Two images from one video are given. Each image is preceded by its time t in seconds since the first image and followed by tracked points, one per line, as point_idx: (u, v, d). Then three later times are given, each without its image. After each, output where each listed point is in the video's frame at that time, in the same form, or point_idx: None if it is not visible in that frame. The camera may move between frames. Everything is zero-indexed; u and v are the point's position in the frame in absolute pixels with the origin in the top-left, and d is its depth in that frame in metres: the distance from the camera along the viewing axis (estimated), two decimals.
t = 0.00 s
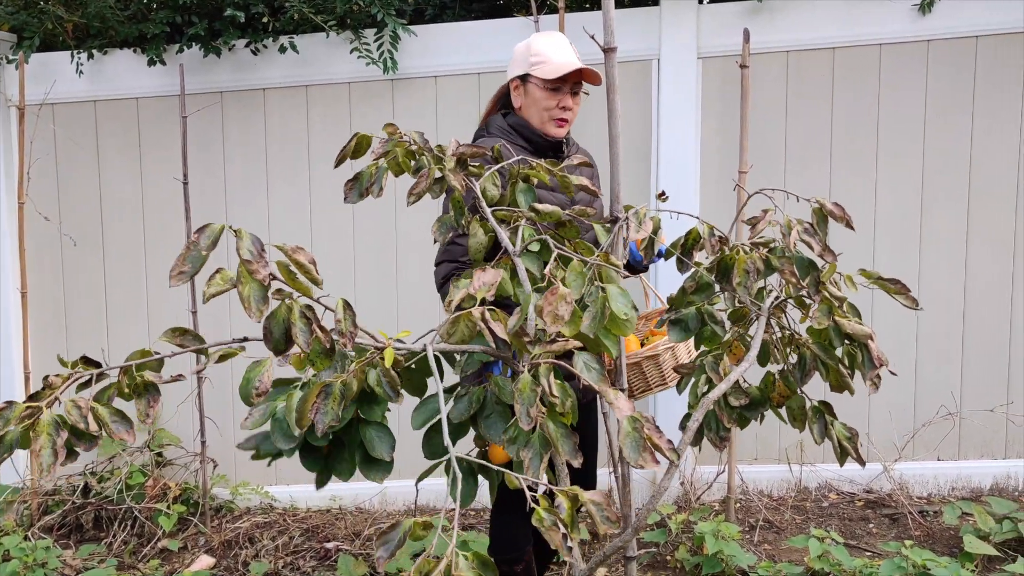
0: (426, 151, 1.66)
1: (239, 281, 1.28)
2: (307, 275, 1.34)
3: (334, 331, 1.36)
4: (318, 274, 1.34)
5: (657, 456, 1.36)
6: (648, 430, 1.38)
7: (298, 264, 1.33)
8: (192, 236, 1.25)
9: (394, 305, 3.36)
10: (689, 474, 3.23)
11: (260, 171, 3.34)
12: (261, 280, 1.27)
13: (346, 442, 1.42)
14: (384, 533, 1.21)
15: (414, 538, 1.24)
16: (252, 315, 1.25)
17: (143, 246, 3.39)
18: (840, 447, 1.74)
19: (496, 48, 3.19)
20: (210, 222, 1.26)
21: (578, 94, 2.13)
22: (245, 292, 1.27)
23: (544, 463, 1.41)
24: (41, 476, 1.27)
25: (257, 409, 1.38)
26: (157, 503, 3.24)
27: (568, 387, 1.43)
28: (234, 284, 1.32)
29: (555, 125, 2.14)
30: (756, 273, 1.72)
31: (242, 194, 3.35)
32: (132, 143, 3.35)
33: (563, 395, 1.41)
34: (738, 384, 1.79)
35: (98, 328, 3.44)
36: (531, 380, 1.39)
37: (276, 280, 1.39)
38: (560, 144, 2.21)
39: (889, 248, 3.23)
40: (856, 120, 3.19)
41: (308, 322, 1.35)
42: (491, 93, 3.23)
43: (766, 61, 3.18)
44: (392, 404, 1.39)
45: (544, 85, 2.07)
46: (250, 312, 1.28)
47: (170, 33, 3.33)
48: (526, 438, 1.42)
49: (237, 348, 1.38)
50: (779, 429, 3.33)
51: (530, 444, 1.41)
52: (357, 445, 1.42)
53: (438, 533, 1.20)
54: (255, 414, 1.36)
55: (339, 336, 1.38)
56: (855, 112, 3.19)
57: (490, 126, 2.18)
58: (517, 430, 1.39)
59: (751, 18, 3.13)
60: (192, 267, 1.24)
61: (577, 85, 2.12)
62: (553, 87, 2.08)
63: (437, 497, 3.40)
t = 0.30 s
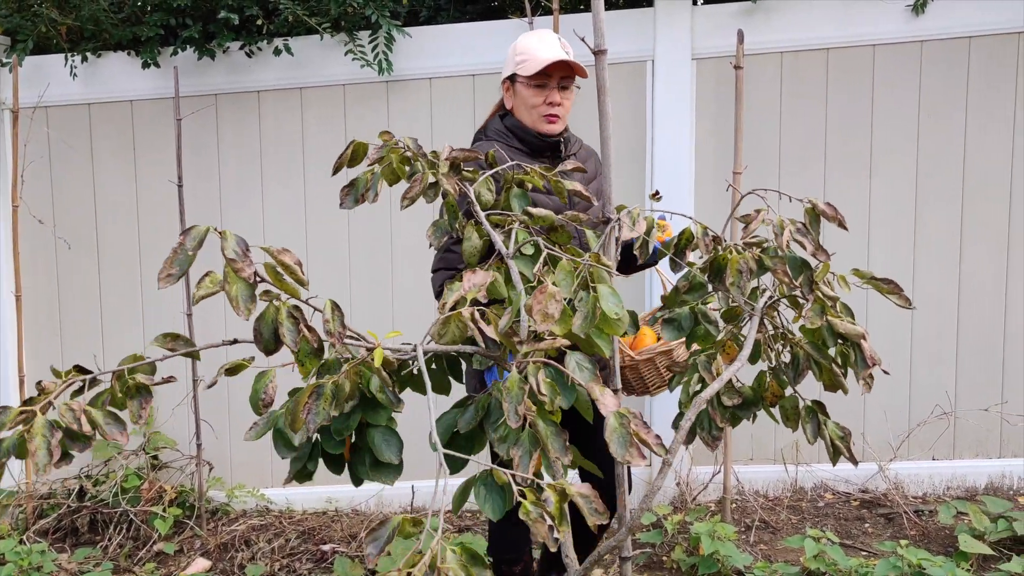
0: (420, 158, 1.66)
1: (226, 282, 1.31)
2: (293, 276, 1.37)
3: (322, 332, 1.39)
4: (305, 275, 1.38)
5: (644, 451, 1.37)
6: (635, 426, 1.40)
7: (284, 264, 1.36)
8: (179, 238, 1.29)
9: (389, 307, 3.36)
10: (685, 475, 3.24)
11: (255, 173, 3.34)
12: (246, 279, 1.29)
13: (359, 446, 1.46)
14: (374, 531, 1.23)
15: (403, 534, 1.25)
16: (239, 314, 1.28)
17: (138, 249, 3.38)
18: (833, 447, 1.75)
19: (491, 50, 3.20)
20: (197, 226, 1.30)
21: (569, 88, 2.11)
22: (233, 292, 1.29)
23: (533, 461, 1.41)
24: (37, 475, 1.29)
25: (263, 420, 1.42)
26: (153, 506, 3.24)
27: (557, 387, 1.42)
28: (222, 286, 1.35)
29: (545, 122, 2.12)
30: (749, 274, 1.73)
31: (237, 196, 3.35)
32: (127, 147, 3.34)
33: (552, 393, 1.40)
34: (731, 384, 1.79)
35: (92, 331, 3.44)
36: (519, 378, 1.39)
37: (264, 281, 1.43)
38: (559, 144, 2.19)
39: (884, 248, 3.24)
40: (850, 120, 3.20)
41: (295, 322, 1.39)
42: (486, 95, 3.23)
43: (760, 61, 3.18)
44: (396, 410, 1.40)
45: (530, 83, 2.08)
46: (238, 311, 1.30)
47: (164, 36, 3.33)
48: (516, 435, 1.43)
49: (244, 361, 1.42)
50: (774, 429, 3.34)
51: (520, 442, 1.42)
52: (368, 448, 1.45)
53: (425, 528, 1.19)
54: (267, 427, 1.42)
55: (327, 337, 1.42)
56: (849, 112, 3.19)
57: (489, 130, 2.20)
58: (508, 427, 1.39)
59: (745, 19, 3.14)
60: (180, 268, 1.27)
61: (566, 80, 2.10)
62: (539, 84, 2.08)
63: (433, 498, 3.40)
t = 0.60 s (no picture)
0: (413, 159, 1.63)
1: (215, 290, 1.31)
2: (287, 282, 1.37)
3: (314, 336, 1.40)
4: (297, 281, 1.38)
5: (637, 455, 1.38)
6: (627, 431, 1.40)
7: (277, 270, 1.37)
8: (168, 245, 1.29)
9: (383, 309, 3.36)
10: (679, 477, 3.24)
11: (248, 175, 3.33)
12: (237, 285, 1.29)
13: (344, 441, 1.50)
14: (369, 535, 1.24)
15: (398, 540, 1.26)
16: (229, 322, 1.28)
17: (130, 251, 3.37)
18: (833, 448, 1.75)
19: (485, 52, 3.20)
20: (187, 232, 1.31)
21: (576, 89, 2.12)
22: (223, 300, 1.30)
23: (526, 464, 1.42)
24: (40, 491, 1.30)
25: (250, 413, 1.43)
26: (145, 509, 3.22)
27: (551, 389, 1.42)
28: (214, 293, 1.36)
29: (553, 122, 2.13)
30: (744, 274, 1.74)
31: (230, 198, 3.34)
32: (120, 148, 3.33)
33: (545, 397, 1.40)
34: (729, 385, 1.78)
35: (85, 333, 3.43)
36: (512, 380, 1.39)
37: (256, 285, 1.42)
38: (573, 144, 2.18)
39: (876, 250, 3.25)
40: (843, 123, 3.21)
41: (287, 327, 1.39)
42: (480, 97, 3.23)
43: (753, 64, 3.19)
44: (387, 409, 1.42)
45: (536, 84, 2.10)
46: (229, 318, 1.30)
47: (157, 38, 3.32)
48: (509, 439, 1.44)
49: (234, 352, 1.48)
50: (768, 431, 3.35)
51: (513, 445, 1.42)
52: (352, 444, 1.49)
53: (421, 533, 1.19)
54: (255, 420, 1.43)
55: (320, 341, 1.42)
56: (842, 114, 3.20)
57: (502, 132, 2.21)
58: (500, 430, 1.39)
59: (739, 22, 3.14)
60: (171, 275, 1.28)
61: (572, 80, 2.11)
62: (546, 85, 2.10)
63: (427, 500, 3.40)
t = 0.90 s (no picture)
0: (403, 159, 1.64)
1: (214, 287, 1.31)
2: (283, 281, 1.36)
3: (312, 337, 1.39)
4: (295, 281, 1.37)
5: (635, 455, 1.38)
6: (625, 429, 1.40)
7: (274, 269, 1.36)
8: (168, 242, 1.29)
9: (376, 309, 3.35)
10: (673, 478, 3.24)
11: (240, 175, 3.32)
12: (234, 284, 1.29)
13: (336, 447, 1.47)
14: (366, 538, 1.24)
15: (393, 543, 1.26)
16: (227, 321, 1.28)
17: (122, 251, 3.36)
18: (814, 449, 1.75)
19: (478, 52, 3.20)
20: (185, 231, 1.31)
21: (609, 96, 2.13)
22: (221, 298, 1.29)
23: (523, 465, 1.41)
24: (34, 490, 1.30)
25: (240, 420, 1.43)
26: (137, 510, 3.21)
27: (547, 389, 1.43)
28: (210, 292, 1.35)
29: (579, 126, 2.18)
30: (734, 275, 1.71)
31: (223, 199, 3.33)
32: (112, 148, 3.32)
33: (541, 397, 1.41)
34: (714, 386, 1.78)
35: (77, 334, 3.41)
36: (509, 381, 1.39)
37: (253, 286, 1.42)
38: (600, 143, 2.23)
39: (870, 250, 3.25)
40: (836, 123, 3.21)
41: (284, 327, 1.39)
42: (473, 98, 3.23)
43: (747, 64, 3.19)
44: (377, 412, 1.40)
45: (571, 84, 2.12)
46: (225, 318, 1.30)
47: (149, 38, 3.31)
48: (505, 439, 1.43)
49: (219, 360, 1.46)
50: (761, 431, 3.35)
51: (509, 446, 1.41)
52: (346, 451, 1.46)
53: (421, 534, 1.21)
54: (245, 428, 1.42)
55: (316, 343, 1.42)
56: (835, 115, 3.21)
57: (532, 123, 2.26)
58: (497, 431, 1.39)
59: (732, 22, 3.15)
60: (165, 271, 1.28)
61: (608, 87, 2.11)
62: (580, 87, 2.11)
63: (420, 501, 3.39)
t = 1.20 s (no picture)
0: (409, 157, 1.62)
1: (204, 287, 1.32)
2: (272, 281, 1.37)
3: (302, 336, 1.40)
4: (285, 281, 1.37)
5: (624, 463, 1.38)
6: (615, 436, 1.40)
7: (263, 270, 1.37)
8: (157, 243, 1.32)
9: (369, 310, 3.35)
10: (666, 479, 3.24)
11: (234, 175, 3.31)
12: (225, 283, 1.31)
13: (342, 436, 1.48)
14: (352, 538, 1.25)
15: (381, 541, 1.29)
16: (216, 319, 1.30)
17: (114, 251, 3.35)
18: (823, 454, 1.75)
19: (472, 53, 3.20)
20: (174, 231, 1.34)
21: (625, 107, 2.11)
22: (210, 298, 1.31)
23: (514, 468, 1.41)
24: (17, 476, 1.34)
25: (246, 406, 1.44)
26: (130, 512, 3.20)
27: (540, 393, 1.43)
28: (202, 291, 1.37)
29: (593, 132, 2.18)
30: (737, 279, 1.74)
31: (216, 199, 3.33)
32: (105, 148, 3.31)
33: (534, 401, 1.41)
34: (721, 389, 1.77)
35: (69, 334, 3.40)
36: (501, 384, 1.41)
37: (245, 284, 1.43)
38: (615, 145, 2.25)
39: (863, 251, 3.26)
40: (829, 125, 3.22)
41: (274, 326, 1.39)
42: (468, 98, 3.23)
43: (741, 66, 3.19)
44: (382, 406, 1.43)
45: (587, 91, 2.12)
46: (215, 316, 1.31)
47: (142, 38, 3.30)
48: (497, 442, 1.43)
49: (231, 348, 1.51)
50: (754, 432, 3.35)
51: (501, 449, 1.42)
52: (350, 440, 1.48)
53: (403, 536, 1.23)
54: (250, 414, 1.43)
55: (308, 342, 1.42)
56: (828, 116, 3.21)
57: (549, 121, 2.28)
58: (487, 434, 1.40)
59: (726, 24, 3.15)
60: (160, 274, 1.31)
61: (623, 99, 2.09)
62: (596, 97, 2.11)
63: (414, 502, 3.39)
